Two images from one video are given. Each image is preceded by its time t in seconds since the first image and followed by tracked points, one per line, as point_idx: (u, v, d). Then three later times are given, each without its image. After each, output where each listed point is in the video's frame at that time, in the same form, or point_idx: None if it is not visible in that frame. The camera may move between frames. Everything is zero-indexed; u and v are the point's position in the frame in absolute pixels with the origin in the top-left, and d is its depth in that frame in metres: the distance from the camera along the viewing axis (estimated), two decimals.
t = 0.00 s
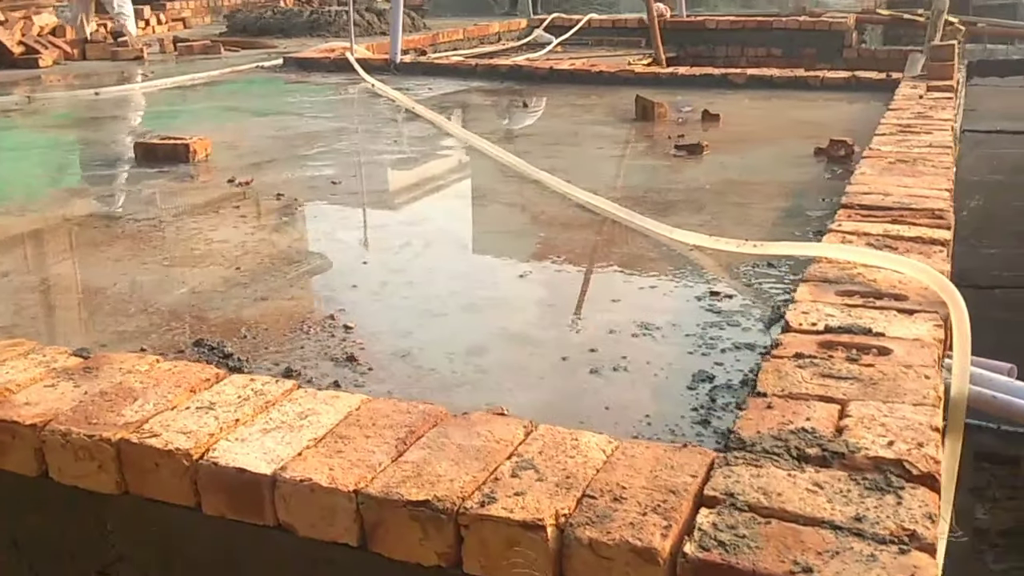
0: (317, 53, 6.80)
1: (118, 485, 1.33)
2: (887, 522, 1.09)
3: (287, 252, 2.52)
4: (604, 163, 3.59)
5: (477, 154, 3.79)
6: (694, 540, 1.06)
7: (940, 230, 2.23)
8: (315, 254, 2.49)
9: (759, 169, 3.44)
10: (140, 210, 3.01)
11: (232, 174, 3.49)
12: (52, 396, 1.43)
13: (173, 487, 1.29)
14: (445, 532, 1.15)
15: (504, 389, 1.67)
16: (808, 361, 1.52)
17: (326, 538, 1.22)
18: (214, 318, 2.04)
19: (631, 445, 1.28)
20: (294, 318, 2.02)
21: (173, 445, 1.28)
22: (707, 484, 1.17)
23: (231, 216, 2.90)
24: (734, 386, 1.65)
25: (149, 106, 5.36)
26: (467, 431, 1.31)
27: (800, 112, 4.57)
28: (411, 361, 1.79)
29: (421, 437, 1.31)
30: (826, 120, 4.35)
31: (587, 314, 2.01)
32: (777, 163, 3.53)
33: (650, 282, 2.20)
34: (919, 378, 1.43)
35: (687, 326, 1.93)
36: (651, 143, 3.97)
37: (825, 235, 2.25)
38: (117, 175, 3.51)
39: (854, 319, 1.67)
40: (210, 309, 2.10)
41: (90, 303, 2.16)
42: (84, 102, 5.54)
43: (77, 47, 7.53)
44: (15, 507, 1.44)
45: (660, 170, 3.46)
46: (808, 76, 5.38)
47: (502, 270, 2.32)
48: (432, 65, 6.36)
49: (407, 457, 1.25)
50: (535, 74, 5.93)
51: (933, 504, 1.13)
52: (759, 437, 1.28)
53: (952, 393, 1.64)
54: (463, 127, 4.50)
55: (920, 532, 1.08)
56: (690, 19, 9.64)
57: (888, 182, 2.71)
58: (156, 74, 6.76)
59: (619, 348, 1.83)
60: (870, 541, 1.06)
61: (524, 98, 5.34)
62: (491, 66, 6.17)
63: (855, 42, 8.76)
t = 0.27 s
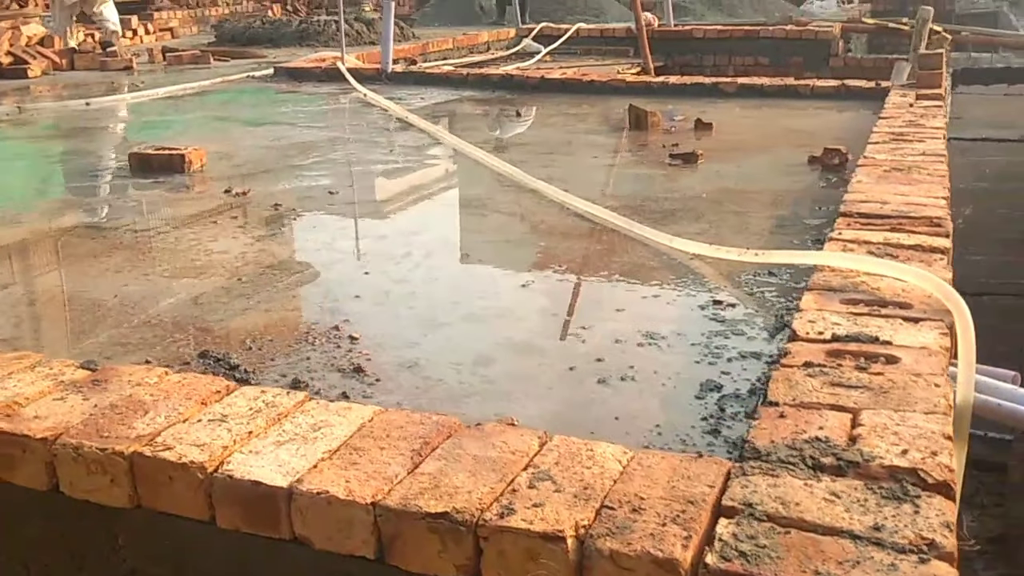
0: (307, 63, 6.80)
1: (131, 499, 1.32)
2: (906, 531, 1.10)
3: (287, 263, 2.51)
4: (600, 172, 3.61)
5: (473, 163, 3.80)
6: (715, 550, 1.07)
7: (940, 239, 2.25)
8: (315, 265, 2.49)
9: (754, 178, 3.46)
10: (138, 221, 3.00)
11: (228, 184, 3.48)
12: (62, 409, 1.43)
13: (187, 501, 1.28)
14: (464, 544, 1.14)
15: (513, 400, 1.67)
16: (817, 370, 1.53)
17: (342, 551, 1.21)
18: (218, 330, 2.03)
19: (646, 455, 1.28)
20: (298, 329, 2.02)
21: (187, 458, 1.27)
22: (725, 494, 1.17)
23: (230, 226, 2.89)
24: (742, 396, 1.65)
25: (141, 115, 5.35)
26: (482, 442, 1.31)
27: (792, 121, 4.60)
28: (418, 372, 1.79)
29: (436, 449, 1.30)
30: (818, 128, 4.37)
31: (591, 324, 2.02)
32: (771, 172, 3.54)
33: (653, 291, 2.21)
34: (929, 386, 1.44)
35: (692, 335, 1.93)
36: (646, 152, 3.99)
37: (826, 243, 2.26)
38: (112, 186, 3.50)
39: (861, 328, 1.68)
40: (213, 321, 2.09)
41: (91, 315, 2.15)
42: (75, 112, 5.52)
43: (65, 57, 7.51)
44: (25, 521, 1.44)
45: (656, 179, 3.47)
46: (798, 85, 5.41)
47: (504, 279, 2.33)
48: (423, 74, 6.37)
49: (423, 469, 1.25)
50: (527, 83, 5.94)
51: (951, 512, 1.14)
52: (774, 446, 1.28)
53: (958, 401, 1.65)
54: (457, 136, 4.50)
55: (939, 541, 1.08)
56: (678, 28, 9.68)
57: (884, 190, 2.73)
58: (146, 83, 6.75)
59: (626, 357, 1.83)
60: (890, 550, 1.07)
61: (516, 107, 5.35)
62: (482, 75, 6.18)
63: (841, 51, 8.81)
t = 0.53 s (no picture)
0: (284, 77, 6.78)
1: (136, 516, 1.30)
2: (922, 535, 1.10)
3: (277, 276, 2.49)
4: (584, 183, 3.61)
5: (457, 175, 3.79)
6: (734, 558, 1.06)
7: (929, 245, 2.27)
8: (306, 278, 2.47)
9: (738, 187, 3.48)
10: (122, 236, 2.97)
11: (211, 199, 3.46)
12: (62, 427, 1.40)
13: (194, 517, 1.27)
14: (479, 556, 1.14)
15: (515, 410, 1.67)
16: (820, 376, 1.53)
17: (354, 565, 1.20)
18: (211, 345, 2.01)
19: (657, 463, 1.28)
20: (293, 342, 2.00)
21: (194, 474, 1.26)
22: (739, 501, 1.17)
23: (216, 240, 2.87)
24: (744, 403, 1.66)
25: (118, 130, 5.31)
26: (493, 454, 1.30)
27: (771, 131, 4.64)
28: (417, 384, 1.78)
29: (446, 460, 1.30)
30: (798, 138, 4.41)
31: (588, 333, 2.02)
32: (754, 181, 3.57)
33: (647, 300, 2.21)
34: (932, 391, 1.45)
35: (689, 343, 1.93)
36: (629, 163, 4.00)
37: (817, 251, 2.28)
38: (93, 201, 3.47)
39: (859, 334, 1.69)
40: (206, 335, 2.07)
41: (82, 332, 2.12)
42: (50, 127, 5.47)
43: (38, 73, 7.44)
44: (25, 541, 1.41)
45: (641, 189, 3.48)
46: (775, 95, 5.45)
47: (497, 290, 2.32)
48: (401, 87, 6.37)
49: (434, 480, 1.24)
50: (505, 96, 5.95)
51: (964, 515, 1.15)
52: (784, 453, 1.29)
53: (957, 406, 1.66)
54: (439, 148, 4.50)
55: (955, 544, 1.09)
56: (652, 40, 9.73)
57: (870, 198, 2.75)
58: (121, 98, 6.70)
59: (626, 367, 1.83)
60: (907, 554, 1.07)
61: (496, 119, 5.35)
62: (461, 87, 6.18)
63: (814, 62, 8.90)
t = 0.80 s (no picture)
0: (270, 79, 6.76)
1: (142, 528, 1.30)
2: (926, 539, 1.11)
3: (272, 282, 2.49)
4: (575, 185, 3.62)
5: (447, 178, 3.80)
6: (742, 565, 1.07)
7: (921, 246, 2.29)
8: (300, 284, 2.47)
9: (727, 188, 3.49)
10: (113, 242, 2.96)
11: (202, 204, 3.45)
12: (64, 439, 1.40)
13: (201, 529, 1.27)
14: (488, 565, 1.14)
15: (515, 416, 1.67)
16: (820, 380, 1.55)
17: None
18: (209, 353, 2.01)
19: (662, 470, 1.28)
20: (291, 350, 2.00)
21: (200, 486, 1.26)
22: (745, 508, 1.18)
23: (209, 247, 2.86)
24: (743, 406, 1.67)
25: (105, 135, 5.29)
26: (498, 462, 1.31)
27: (758, 131, 4.66)
28: (417, 391, 1.78)
29: (452, 469, 1.30)
30: (785, 138, 4.43)
31: (585, 338, 2.02)
32: (744, 182, 3.58)
33: (642, 303, 2.22)
34: (931, 393, 1.47)
35: (687, 347, 1.94)
36: (618, 164, 4.01)
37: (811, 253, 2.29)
38: (82, 207, 3.45)
39: (857, 337, 1.70)
40: (203, 343, 2.07)
41: (78, 341, 2.12)
42: (36, 132, 5.45)
43: (21, 77, 7.39)
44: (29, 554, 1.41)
45: (631, 191, 3.49)
46: (761, 94, 5.47)
47: (493, 294, 2.33)
48: (388, 89, 6.37)
49: (441, 490, 1.25)
50: (493, 97, 5.95)
51: (967, 518, 1.16)
52: (788, 458, 1.30)
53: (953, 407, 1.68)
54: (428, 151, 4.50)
55: (960, 547, 1.10)
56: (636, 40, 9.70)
57: (860, 199, 2.77)
58: (106, 102, 6.67)
59: (624, 371, 1.84)
60: (913, 558, 1.08)
61: (484, 120, 5.36)
62: (448, 89, 6.18)
63: (797, 61, 8.94)
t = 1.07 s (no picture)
0: (256, 83, 6.74)
1: (153, 536, 1.30)
2: (938, 538, 1.13)
3: (268, 287, 2.49)
4: (565, 188, 3.63)
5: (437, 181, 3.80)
6: (758, 566, 1.08)
7: (914, 248, 2.31)
8: (296, 289, 2.47)
9: (717, 191, 3.51)
10: (105, 248, 2.95)
11: (193, 209, 3.44)
12: (71, 447, 1.39)
13: (213, 536, 1.26)
14: (504, 569, 1.14)
15: (520, 420, 1.68)
16: (823, 382, 1.56)
17: None
18: (209, 358, 2.01)
19: (673, 472, 1.29)
20: (291, 355, 2.00)
21: (212, 494, 1.26)
22: (758, 509, 1.19)
23: (202, 252, 2.86)
24: (746, 408, 1.68)
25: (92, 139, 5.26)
26: (509, 466, 1.31)
27: (746, 134, 4.69)
28: (420, 395, 1.78)
29: (463, 474, 1.30)
30: (773, 140, 4.46)
31: (585, 341, 2.03)
32: (733, 185, 3.60)
33: (640, 306, 2.23)
34: (934, 394, 1.48)
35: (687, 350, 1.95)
36: (608, 167, 4.03)
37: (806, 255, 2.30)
38: (72, 213, 3.43)
39: (857, 339, 1.72)
40: (203, 349, 2.06)
41: (76, 347, 2.11)
42: (21, 137, 5.41)
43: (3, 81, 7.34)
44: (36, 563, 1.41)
45: (622, 194, 3.51)
46: (747, 97, 5.50)
47: (490, 298, 2.33)
48: (374, 92, 6.37)
49: (454, 494, 1.25)
50: (479, 100, 5.96)
51: (977, 518, 1.17)
52: (796, 460, 1.31)
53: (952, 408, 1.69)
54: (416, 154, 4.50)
55: (971, 547, 1.11)
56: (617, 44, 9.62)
57: (852, 201, 2.79)
58: (90, 107, 6.63)
59: (626, 374, 1.85)
60: (925, 558, 1.09)
61: (472, 124, 5.36)
62: (434, 93, 6.18)
63: (780, 64, 8.99)
